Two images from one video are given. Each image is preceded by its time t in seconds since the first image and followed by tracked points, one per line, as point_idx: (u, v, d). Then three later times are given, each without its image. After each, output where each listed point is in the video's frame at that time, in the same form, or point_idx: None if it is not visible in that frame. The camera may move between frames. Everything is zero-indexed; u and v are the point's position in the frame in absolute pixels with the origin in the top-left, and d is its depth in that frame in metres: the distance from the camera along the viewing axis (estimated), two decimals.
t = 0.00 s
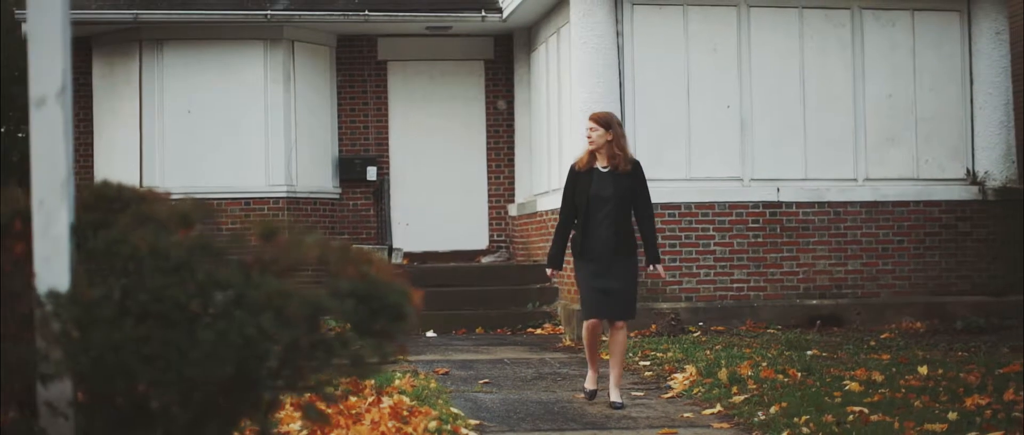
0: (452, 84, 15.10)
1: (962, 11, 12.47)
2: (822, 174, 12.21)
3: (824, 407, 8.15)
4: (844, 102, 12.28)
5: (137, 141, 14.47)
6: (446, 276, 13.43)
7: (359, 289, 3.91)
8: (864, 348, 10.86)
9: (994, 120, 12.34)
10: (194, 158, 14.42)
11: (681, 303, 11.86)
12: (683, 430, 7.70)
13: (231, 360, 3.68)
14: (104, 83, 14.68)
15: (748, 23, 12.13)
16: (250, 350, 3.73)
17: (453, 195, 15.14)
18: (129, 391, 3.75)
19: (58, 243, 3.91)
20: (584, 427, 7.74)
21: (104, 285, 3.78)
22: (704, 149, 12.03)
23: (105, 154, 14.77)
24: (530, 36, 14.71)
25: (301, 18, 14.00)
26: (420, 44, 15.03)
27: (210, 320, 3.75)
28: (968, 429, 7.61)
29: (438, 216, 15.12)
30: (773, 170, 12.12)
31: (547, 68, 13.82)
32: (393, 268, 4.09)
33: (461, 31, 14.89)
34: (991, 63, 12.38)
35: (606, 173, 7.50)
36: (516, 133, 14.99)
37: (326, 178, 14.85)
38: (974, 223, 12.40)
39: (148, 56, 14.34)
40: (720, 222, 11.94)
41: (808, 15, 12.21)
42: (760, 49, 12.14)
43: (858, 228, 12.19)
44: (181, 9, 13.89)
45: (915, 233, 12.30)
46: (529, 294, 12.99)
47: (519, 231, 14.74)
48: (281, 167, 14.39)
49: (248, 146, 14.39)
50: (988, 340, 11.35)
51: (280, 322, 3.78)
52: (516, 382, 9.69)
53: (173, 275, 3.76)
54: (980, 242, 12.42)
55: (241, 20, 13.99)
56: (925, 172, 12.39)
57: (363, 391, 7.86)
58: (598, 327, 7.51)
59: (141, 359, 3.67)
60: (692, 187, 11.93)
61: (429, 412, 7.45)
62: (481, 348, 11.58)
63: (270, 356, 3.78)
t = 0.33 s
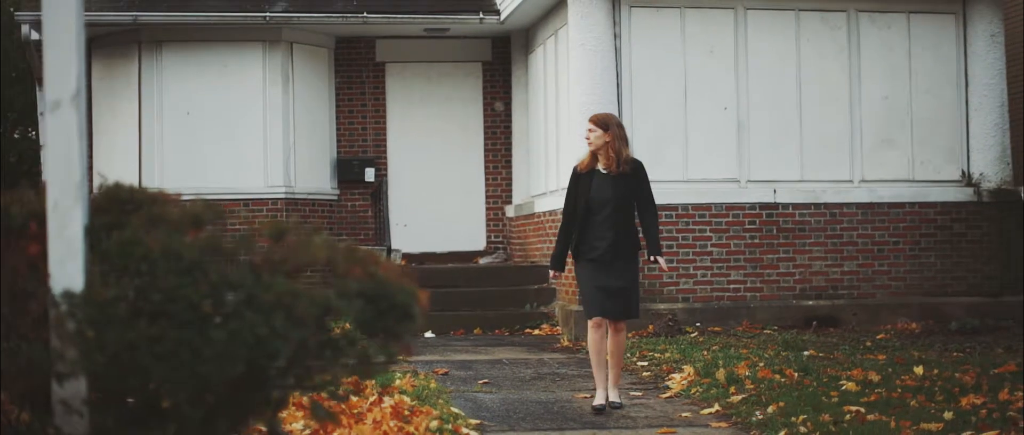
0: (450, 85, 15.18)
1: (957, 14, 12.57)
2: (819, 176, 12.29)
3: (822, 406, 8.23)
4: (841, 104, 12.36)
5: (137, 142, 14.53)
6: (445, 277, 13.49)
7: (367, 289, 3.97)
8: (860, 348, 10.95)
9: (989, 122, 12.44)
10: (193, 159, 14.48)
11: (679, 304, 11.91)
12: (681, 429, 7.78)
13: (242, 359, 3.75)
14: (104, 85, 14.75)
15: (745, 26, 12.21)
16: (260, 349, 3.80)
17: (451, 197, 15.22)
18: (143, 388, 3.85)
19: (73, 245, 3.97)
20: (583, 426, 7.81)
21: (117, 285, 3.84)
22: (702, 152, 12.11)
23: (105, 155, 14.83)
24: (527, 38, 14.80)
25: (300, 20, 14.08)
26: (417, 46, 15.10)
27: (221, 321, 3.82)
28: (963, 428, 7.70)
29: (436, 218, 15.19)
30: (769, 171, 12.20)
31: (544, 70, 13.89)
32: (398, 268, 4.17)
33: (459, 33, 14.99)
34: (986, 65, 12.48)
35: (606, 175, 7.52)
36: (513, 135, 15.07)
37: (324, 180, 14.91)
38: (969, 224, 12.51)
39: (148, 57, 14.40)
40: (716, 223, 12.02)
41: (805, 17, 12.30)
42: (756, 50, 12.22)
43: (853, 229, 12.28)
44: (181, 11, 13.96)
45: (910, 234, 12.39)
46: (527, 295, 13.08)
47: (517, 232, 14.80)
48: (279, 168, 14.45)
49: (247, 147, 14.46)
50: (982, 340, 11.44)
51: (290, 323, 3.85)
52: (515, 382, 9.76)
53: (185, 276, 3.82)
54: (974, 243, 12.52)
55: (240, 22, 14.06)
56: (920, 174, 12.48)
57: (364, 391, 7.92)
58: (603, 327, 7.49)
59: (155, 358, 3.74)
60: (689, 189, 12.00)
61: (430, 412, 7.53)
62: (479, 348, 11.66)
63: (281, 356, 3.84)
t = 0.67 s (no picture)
0: (445, 89, 15.24)
1: (949, 18, 12.67)
2: (813, 179, 12.38)
3: (816, 408, 8.32)
4: (834, 107, 12.46)
5: (133, 145, 14.59)
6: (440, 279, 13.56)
7: (372, 291, 4.08)
8: (853, 350, 11.04)
9: (981, 125, 12.56)
10: (189, 162, 14.53)
11: (672, 306, 12.01)
12: (677, 430, 7.86)
13: (251, 358, 3.82)
14: (101, 87, 14.78)
15: (739, 30, 12.30)
16: (269, 350, 3.86)
17: (446, 200, 15.29)
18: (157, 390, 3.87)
19: (84, 246, 4.05)
20: (580, 427, 7.89)
21: (128, 287, 3.90)
22: (696, 155, 12.19)
23: (102, 158, 14.87)
24: (522, 41, 14.88)
25: (296, 23, 14.15)
26: (412, 49, 15.19)
27: (229, 322, 3.88)
28: (957, 429, 7.78)
29: (431, 220, 15.26)
30: (763, 174, 12.28)
31: (539, 73, 13.98)
32: (402, 270, 4.29)
33: (454, 36, 15.07)
34: (978, 69, 12.60)
35: (603, 181, 7.48)
36: (508, 138, 15.14)
37: (320, 182, 14.97)
38: (961, 226, 12.62)
39: (144, 60, 14.48)
40: (710, 226, 12.10)
41: (798, 21, 12.39)
42: (750, 54, 12.31)
43: (847, 232, 12.37)
44: (178, 14, 14.03)
45: (903, 237, 12.48)
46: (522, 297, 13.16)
47: (512, 235, 14.88)
48: (275, 171, 14.52)
49: (243, 150, 14.52)
50: (975, 342, 11.54)
51: (298, 324, 3.91)
52: (511, 384, 9.83)
53: (194, 278, 3.90)
54: (967, 246, 12.63)
55: (236, 25, 14.12)
56: (913, 177, 12.58)
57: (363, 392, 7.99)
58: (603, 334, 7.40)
59: (165, 358, 3.80)
60: (683, 192, 12.08)
61: (428, 413, 7.60)
62: (475, 350, 11.73)
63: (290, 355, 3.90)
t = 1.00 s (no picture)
0: (436, 93, 15.31)
1: (938, 23, 12.78)
2: (803, 184, 12.47)
3: (807, 410, 8.40)
4: (824, 113, 12.56)
5: (125, 150, 14.62)
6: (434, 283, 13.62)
7: (374, 294, 4.12)
8: (843, 354, 11.13)
9: (970, 130, 12.68)
10: (183, 166, 14.58)
11: (664, 310, 12.10)
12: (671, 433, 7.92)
13: (255, 360, 3.89)
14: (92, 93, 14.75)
15: (730, 35, 12.40)
16: (273, 352, 3.93)
17: (438, 205, 15.35)
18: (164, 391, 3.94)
19: (91, 249, 4.10)
20: (574, 430, 7.96)
21: (135, 290, 3.96)
22: (687, 160, 12.28)
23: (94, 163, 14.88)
24: (513, 46, 14.95)
25: (288, 28, 14.19)
26: (405, 53, 15.23)
27: (235, 324, 3.95)
28: (946, 431, 7.87)
29: (423, 224, 15.32)
30: (754, 179, 12.36)
31: (531, 77, 14.05)
32: (403, 274, 4.34)
33: (446, 41, 15.13)
34: (967, 75, 12.72)
35: (596, 186, 7.49)
36: (499, 142, 15.21)
37: (312, 186, 15.03)
38: (950, 231, 12.70)
39: (136, 65, 14.49)
40: (701, 230, 12.18)
41: (788, 26, 12.49)
42: (741, 60, 12.41)
43: (836, 236, 12.46)
44: (170, 19, 14.06)
45: (892, 241, 12.58)
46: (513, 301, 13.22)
47: (503, 239, 14.95)
48: (268, 175, 14.56)
49: (237, 154, 14.57)
50: (963, 346, 11.65)
51: (302, 327, 3.98)
52: (504, 387, 9.90)
53: (200, 281, 3.96)
54: (956, 250, 12.72)
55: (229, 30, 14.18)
56: (902, 182, 12.68)
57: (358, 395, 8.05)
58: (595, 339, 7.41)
59: (172, 359, 3.88)
60: (674, 196, 12.16)
61: (423, 415, 7.65)
62: (468, 354, 11.79)
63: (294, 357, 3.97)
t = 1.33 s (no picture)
0: (425, 100, 15.37)
1: (924, 31, 12.91)
2: (791, 191, 12.56)
3: (797, 414, 8.47)
4: (812, 120, 12.66)
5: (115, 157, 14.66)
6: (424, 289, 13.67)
7: (375, 299, 4.21)
8: (831, 359, 11.22)
9: (956, 137, 12.82)
10: (173, 172, 14.61)
11: (652, 316, 12.15)
12: None
13: (257, 363, 3.95)
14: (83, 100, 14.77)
15: (718, 42, 12.49)
16: (275, 355, 3.98)
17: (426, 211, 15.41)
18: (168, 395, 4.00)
19: (96, 254, 4.14)
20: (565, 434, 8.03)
21: (139, 295, 4.04)
22: (676, 166, 12.36)
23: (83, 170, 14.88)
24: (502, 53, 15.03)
25: (278, 34, 14.27)
26: (393, 60, 15.31)
27: (238, 328, 4.01)
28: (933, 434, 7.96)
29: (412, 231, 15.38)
30: (741, 186, 12.46)
31: (519, 84, 14.13)
32: (403, 278, 4.42)
33: (435, 48, 15.19)
34: (953, 82, 12.84)
35: (587, 190, 7.45)
36: (488, 149, 15.28)
37: (301, 192, 15.10)
38: (936, 237, 12.83)
39: (126, 71, 14.58)
40: (690, 236, 12.26)
41: (776, 34, 12.59)
42: (729, 67, 12.51)
43: (823, 242, 12.56)
44: (161, 26, 14.11)
45: (879, 247, 12.68)
46: (502, 307, 13.28)
47: (491, 246, 15.02)
48: (256, 182, 14.60)
49: (226, 160, 14.61)
50: (949, 351, 11.75)
51: (303, 330, 4.05)
52: (495, 392, 9.96)
53: (203, 285, 4.03)
54: (942, 257, 12.85)
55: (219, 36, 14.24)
56: (889, 188, 12.78)
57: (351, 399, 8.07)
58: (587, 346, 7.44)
59: (177, 362, 3.93)
60: (663, 203, 12.25)
61: (415, 420, 7.70)
62: (457, 360, 11.85)
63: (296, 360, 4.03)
